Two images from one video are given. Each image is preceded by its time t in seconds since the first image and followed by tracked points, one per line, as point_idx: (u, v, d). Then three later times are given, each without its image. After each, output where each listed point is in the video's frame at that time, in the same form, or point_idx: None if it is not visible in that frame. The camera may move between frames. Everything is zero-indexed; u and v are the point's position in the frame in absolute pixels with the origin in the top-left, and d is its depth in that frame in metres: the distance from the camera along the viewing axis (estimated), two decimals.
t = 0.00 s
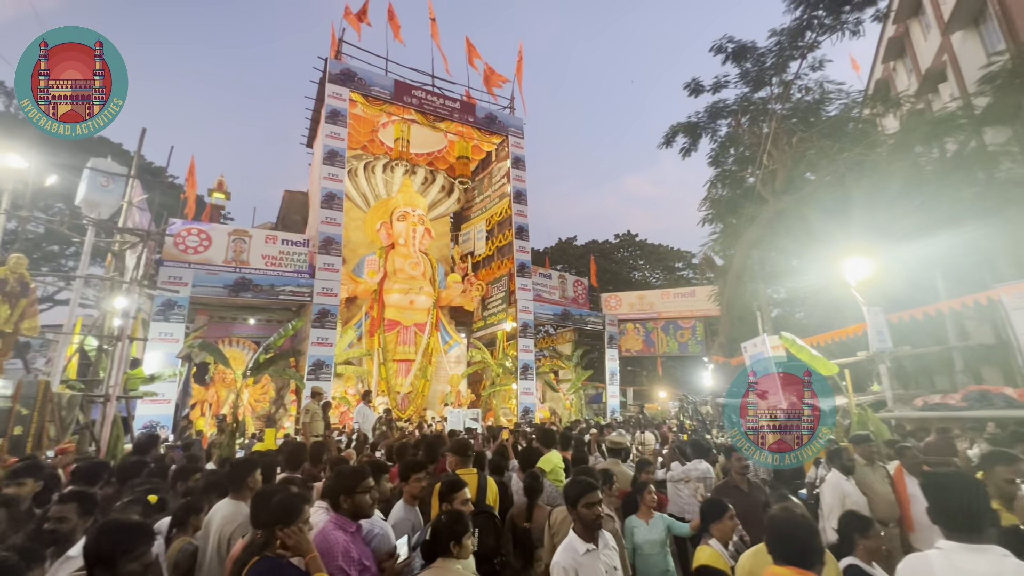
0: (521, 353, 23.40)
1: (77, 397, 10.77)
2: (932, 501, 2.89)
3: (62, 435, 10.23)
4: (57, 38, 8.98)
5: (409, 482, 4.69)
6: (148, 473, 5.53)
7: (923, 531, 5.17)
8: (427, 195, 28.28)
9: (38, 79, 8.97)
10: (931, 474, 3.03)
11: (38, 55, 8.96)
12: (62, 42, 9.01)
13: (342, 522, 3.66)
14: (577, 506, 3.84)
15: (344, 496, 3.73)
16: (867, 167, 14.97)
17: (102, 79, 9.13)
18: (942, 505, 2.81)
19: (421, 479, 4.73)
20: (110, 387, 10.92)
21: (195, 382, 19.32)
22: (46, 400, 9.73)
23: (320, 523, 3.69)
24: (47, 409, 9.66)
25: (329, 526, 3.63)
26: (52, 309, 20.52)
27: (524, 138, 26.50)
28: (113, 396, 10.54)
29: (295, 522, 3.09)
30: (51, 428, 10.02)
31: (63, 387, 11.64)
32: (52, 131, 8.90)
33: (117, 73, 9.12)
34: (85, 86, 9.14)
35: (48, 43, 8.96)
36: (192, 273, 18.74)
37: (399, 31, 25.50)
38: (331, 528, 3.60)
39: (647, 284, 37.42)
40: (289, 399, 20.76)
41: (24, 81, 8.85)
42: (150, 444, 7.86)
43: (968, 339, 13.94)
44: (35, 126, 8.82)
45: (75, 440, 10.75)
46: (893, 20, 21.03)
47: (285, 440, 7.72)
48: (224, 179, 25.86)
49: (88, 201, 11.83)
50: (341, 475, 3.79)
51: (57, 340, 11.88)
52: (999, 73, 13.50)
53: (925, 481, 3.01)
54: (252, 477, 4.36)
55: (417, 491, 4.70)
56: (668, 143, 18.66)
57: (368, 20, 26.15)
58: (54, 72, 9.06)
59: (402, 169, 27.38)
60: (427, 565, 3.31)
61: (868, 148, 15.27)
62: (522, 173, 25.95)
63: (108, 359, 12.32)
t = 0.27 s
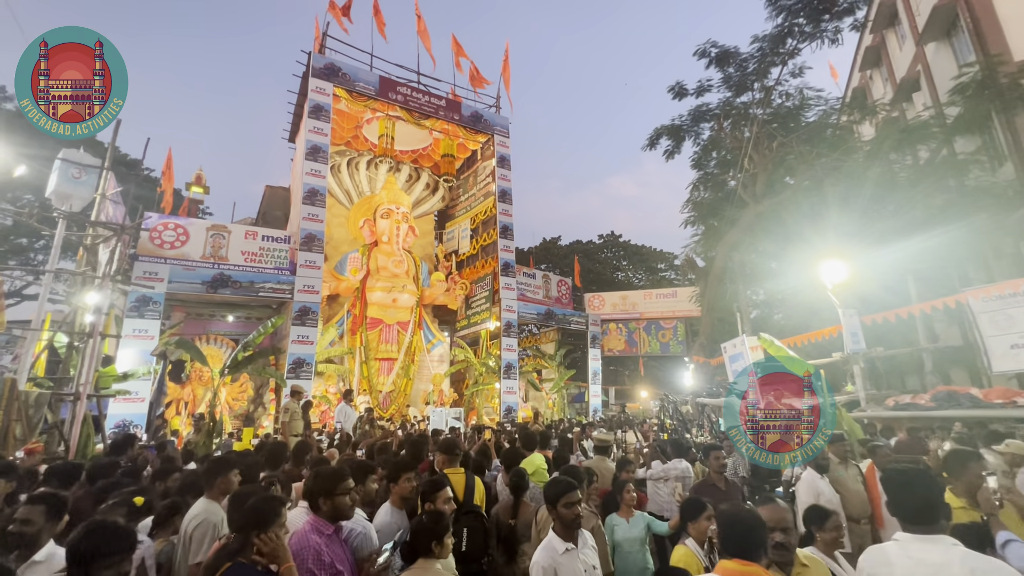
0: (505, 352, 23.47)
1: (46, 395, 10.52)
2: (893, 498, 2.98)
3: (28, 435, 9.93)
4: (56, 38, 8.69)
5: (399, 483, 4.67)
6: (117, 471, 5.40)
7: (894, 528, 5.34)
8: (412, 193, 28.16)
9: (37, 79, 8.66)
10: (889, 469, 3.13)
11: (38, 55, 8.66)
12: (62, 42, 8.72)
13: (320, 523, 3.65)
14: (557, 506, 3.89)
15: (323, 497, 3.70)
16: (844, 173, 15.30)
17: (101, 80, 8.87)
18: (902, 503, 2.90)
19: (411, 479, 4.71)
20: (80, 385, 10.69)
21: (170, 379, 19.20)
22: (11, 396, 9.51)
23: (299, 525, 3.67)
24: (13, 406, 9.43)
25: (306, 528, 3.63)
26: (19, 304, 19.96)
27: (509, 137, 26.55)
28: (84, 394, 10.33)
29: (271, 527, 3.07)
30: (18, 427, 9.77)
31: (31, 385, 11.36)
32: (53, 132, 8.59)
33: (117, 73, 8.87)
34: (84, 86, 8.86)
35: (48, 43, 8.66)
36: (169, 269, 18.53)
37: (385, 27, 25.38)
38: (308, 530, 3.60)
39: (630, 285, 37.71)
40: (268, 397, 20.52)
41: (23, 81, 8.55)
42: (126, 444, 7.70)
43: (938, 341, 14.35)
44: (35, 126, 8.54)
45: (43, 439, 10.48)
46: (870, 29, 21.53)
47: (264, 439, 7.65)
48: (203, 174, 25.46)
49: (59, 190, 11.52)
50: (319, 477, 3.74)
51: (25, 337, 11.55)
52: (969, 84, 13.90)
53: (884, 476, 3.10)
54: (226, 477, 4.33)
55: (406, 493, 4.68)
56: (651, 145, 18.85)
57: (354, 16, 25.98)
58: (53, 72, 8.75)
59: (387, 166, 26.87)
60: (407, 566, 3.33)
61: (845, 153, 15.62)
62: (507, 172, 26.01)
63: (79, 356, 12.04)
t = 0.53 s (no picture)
0: (499, 352, 23.47)
1: (36, 394, 10.43)
2: (883, 499, 2.99)
3: (16, 435, 9.84)
4: (57, 38, 8.65)
5: (399, 485, 4.64)
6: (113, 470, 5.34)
7: (884, 527, 5.41)
8: (407, 192, 28.12)
9: (37, 79, 8.60)
10: (878, 468, 3.13)
11: (38, 55, 8.59)
12: (63, 42, 8.67)
13: (316, 525, 3.65)
14: (551, 507, 3.91)
15: (317, 498, 3.69)
16: (836, 176, 15.42)
17: (101, 80, 8.80)
18: (894, 504, 2.91)
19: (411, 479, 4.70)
20: (69, 384, 10.63)
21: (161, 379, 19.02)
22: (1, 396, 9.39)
23: (294, 526, 3.67)
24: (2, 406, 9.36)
25: (304, 528, 3.63)
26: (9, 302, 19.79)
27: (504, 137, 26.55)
28: (73, 394, 10.25)
29: (262, 530, 3.06)
30: (7, 426, 9.68)
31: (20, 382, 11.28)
32: (54, 131, 8.55)
33: (117, 73, 8.83)
34: (85, 86, 8.78)
35: (48, 43, 8.62)
36: (161, 266, 18.40)
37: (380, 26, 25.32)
38: (303, 531, 3.60)
39: (624, 286, 37.80)
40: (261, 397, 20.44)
41: (23, 81, 8.48)
42: (127, 444, 7.65)
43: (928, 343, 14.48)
44: (34, 126, 8.48)
45: (31, 439, 10.41)
46: (863, 33, 21.70)
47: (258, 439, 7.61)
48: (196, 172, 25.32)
49: (49, 187, 11.42)
50: (314, 478, 3.73)
51: (14, 335, 11.45)
52: (959, 89, 14.02)
53: (874, 476, 3.11)
54: (214, 476, 4.29)
55: (406, 495, 4.64)
56: (646, 147, 18.91)
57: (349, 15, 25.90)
58: (54, 72, 8.68)
59: (382, 165, 26.86)
60: (400, 567, 3.35)
61: (837, 156, 15.74)
62: (502, 172, 26.01)
63: (66, 356, 11.95)
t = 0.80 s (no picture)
0: (501, 353, 23.37)
1: (38, 394, 10.37)
2: (897, 501, 2.92)
3: (19, 435, 9.77)
4: (56, 37, 8.49)
5: (402, 485, 4.51)
6: (120, 470, 5.24)
7: (888, 531, 5.26)
8: (409, 193, 28.05)
9: (36, 79, 8.43)
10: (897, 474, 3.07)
11: (38, 56, 8.43)
12: (62, 42, 8.49)
13: (320, 525, 3.52)
14: (553, 508, 3.79)
15: (320, 499, 3.56)
16: (840, 176, 15.31)
17: (100, 79, 8.64)
18: (907, 506, 2.82)
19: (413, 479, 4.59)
20: (72, 385, 10.55)
21: (165, 378, 18.96)
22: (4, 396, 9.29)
23: (300, 526, 3.53)
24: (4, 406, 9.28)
25: (308, 528, 3.50)
26: (12, 302, 19.76)
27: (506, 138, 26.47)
28: (76, 394, 10.15)
29: (259, 531, 2.95)
30: (9, 426, 9.61)
31: (23, 382, 11.24)
32: (52, 130, 8.39)
33: (116, 73, 8.65)
34: (83, 85, 8.60)
35: (47, 42, 8.45)
36: (164, 267, 18.34)
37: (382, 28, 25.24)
38: (307, 531, 3.47)
39: (626, 287, 37.71)
40: (263, 398, 20.36)
41: (22, 80, 8.32)
42: (142, 444, 7.57)
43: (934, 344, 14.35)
44: (33, 127, 8.30)
45: (34, 438, 10.32)
46: (866, 34, 21.60)
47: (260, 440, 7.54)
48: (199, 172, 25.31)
49: (53, 189, 11.36)
50: (316, 478, 3.61)
51: (16, 336, 11.37)
52: (967, 88, 13.92)
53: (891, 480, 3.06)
54: (219, 474, 4.19)
55: (410, 495, 4.53)
56: (649, 147, 18.81)
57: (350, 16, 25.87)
58: (53, 71, 8.50)
59: (384, 166, 26.85)
60: (405, 569, 3.21)
61: (841, 157, 15.63)
62: (504, 173, 25.92)
63: (71, 356, 11.86)
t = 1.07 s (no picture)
0: (512, 355, 23.38)
1: (60, 395, 10.57)
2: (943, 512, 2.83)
3: (41, 435, 9.97)
4: (57, 37, 8.71)
5: (415, 483, 4.54)
6: (141, 469, 5.33)
7: (907, 538, 5.22)
8: (420, 196, 28.19)
9: (37, 78, 8.68)
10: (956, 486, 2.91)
11: (38, 56, 8.69)
12: (63, 42, 8.74)
13: (340, 527, 3.55)
14: (564, 510, 3.78)
15: (339, 500, 3.59)
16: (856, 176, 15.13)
17: (101, 79, 8.88)
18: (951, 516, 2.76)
19: (427, 480, 4.62)
20: (93, 386, 10.71)
21: (182, 380, 19.23)
22: (27, 396, 9.45)
23: (320, 526, 3.58)
24: (27, 406, 9.45)
25: (327, 529, 3.54)
26: (34, 305, 20.16)
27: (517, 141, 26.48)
28: (96, 394, 10.32)
29: (272, 532, 3.00)
30: (32, 426, 9.80)
31: (46, 383, 11.45)
32: (52, 130, 8.66)
33: (117, 73, 8.90)
34: (84, 85, 8.88)
35: (47, 42, 8.69)
36: (181, 270, 18.58)
37: (395, 32, 25.38)
38: (325, 531, 3.51)
39: (638, 289, 37.54)
40: (277, 399, 20.56)
41: (22, 80, 8.55)
42: (169, 445, 7.69)
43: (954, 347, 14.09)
44: (35, 127, 8.59)
45: (56, 438, 10.51)
46: (882, 32, 21.32)
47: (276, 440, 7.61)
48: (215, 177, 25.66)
49: (75, 194, 11.60)
50: (335, 478, 3.65)
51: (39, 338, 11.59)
52: (987, 86, 13.67)
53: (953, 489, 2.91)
54: (240, 474, 4.29)
55: (423, 493, 4.58)
56: (660, 148, 18.73)
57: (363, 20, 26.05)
58: (53, 71, 8.77)
59: (395, 169, 27.08)
60: (421, 568, 3.21)
61: (857, 156, 15.43)
62: (515, 175, 25.92)
63: (91, 357, 12.05)
